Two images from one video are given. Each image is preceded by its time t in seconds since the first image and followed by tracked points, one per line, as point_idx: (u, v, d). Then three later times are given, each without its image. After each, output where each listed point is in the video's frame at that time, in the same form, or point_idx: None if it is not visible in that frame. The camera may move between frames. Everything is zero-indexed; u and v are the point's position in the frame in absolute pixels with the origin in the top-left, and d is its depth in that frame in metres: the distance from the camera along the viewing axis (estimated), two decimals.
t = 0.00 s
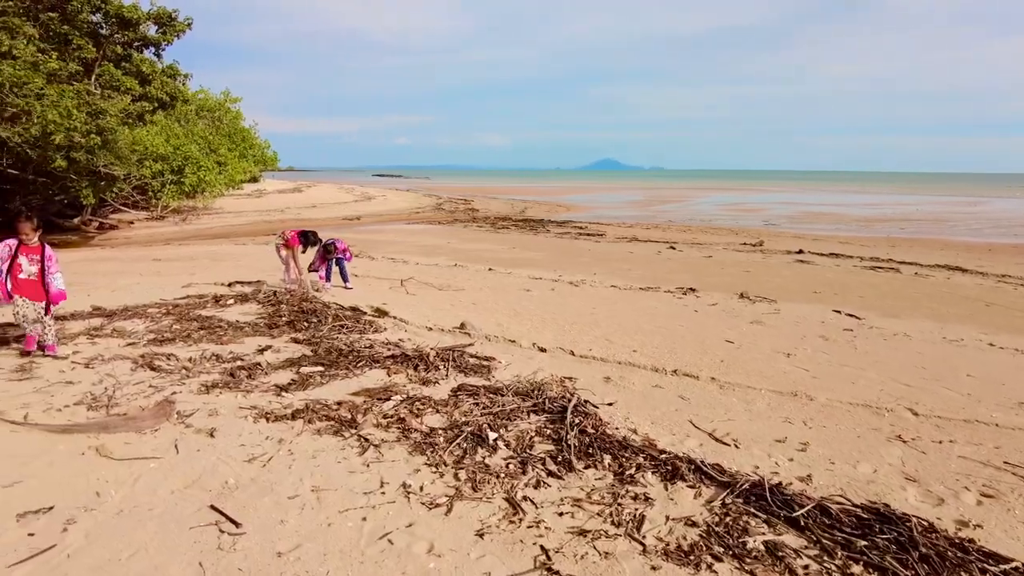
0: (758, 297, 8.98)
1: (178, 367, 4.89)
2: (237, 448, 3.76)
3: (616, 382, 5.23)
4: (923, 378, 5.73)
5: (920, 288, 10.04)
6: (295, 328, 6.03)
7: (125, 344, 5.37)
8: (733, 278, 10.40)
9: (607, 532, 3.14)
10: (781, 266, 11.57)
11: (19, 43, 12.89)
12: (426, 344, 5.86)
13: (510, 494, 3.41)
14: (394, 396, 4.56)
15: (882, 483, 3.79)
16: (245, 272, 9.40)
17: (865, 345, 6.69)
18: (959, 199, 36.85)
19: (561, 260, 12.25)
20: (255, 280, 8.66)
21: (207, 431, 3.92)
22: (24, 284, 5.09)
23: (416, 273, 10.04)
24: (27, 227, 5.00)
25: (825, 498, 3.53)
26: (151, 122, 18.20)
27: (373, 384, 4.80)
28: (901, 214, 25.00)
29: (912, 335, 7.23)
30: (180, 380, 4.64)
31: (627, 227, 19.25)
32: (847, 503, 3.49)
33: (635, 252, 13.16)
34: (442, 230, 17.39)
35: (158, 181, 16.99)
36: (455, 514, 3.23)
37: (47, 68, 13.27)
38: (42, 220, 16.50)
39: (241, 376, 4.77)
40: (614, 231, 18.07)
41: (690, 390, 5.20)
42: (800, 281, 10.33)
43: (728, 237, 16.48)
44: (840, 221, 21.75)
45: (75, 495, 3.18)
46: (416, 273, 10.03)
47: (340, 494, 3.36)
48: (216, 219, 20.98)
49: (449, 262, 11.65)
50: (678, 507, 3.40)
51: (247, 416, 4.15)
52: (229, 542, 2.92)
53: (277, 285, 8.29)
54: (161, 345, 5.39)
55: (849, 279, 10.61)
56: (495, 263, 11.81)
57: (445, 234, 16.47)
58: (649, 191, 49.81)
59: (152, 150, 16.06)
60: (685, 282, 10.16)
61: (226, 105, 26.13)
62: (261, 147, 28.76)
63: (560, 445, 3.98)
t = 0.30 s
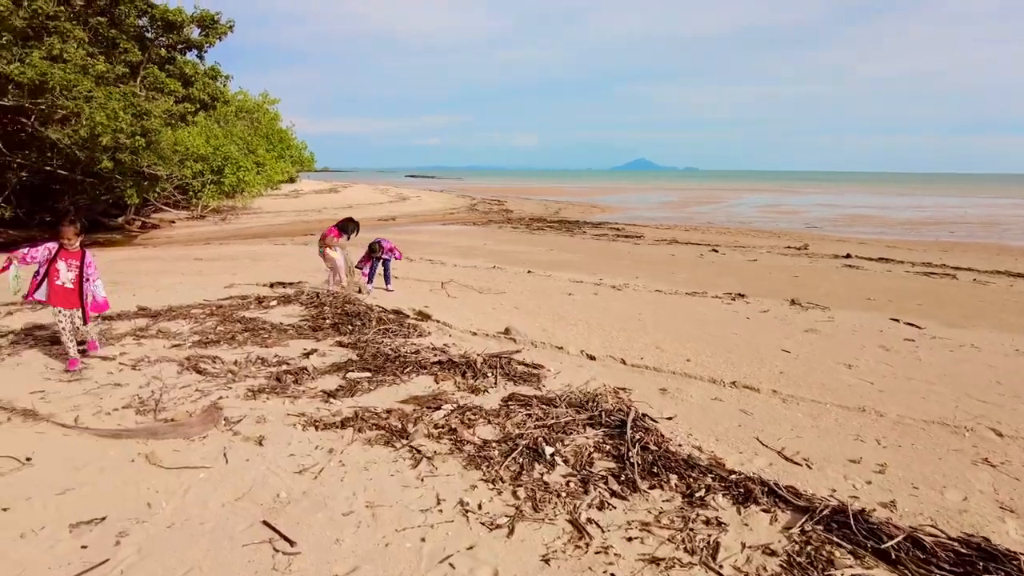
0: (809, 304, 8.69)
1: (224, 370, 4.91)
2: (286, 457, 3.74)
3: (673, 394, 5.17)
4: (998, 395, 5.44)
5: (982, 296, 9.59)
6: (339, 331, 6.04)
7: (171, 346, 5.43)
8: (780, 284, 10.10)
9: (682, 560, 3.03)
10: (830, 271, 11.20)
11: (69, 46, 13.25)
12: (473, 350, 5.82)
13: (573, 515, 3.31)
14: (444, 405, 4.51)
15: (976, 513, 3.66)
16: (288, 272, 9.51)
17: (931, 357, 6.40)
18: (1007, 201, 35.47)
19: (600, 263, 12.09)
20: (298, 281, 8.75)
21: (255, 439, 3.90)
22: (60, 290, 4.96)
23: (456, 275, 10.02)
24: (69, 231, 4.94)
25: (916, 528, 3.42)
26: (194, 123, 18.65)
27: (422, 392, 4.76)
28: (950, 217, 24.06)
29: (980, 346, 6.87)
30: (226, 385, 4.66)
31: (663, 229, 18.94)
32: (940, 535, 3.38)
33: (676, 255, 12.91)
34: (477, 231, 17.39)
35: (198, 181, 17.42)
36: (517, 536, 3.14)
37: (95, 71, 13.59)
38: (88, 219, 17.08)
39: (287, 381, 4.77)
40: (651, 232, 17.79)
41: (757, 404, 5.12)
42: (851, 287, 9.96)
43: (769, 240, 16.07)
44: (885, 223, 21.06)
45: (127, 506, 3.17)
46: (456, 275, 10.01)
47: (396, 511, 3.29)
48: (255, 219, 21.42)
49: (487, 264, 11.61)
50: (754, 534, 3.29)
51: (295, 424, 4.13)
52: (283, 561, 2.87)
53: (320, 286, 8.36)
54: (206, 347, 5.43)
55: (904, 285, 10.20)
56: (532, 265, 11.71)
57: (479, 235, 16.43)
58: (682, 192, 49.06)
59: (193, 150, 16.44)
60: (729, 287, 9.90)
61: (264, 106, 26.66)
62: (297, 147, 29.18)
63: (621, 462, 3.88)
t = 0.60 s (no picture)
0: (865, 314, 8.37)
1: (274, 375, 4.98)
2: (341, 468, 3.76)
3: (733, 409, 5.05)
4: None
5: None
6: (386, 336, 6.09)
7: (222, 349, 5.54)
8: (832, 292, 9.76)
9: None
10: (884, 279, 10.78)
11: (124, 53, 13.75)
12: (523, 358, 5.80)
13: (639, 538, 3.22)
14: (497, 416, 4.48)
15: None
16: (333, 276, 9.65)
17: (1004, 373, 6.08)
18: None
19: (643, 268, 11.91)
20: (343, 285, 8.87)
21: (308, 448, 3.94)
22: (108, 299, 4.77)
23: (499, 279, 10.01)
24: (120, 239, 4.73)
25: (1014, 564, 3.23)
26: (240, 127, 19.18)
27: (474, 401, 4.75)
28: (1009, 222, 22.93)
29: None
30: (276, 390, 4.72)
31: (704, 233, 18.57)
32: None
33: (721, 261, 12.61)
34: (515, 235, 17.37)
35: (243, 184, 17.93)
36: (582, 559, 3.06)
37: (148, 78, 14.02)
38: (139, 220, 17.74)
39: (339, 388, 4.81)
40: (694, 237, 17.46)
41: (824, 422, 4.96)
42: (909, 296, 9.55)
43: (817, 246, 15.58)
44: (937, 229, 20.22)
45: (184, 516, 3.20)
46: (498, 280, 10.00)
47: (455, 528, 3.26)
48: (297, 221, 21.91)
49: (529, 268, 11.56)
50: (833, 563, 3.16)
51: (348, 433, 4.16)
52: None
53: (365, 290, 8.46)
54: (255, 351, 5.52)
55: (966, 294, 9.73)
56: (574, 270, 11.60)
57: (517, 239, 16.39)
58: (720, 196, 48.17)
59: (238, 153, 16.93)
60: (778, 295, 9.61)
61: (306, 110, 27.25)
62: (337, 150, 29.72)
63: (686, 482, 3.78)
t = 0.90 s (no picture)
0: (913, 324, 8.09)
1: (316, 382, 5.01)
2: (388, 479, 3.74)
3: (787, 423, 4.91)
4: None
5: None
6: (425, 343, 6.08)
7: (263, 354, 5.60)
8: (877, 300, 9.47)
9: None
10: (930, 287, 10.42)
11: (164, 61, 14.14)
12: (564, 367, 5.74)
13: (702, 560, 3.13)
14: (544, 428, 4.42)
15: None
16: (368, 280, 9.73)
17: None
18: None
19: (678, 274, 11.74)
20: (379, 290, 8.93)
21: (355, 458, 3.94)
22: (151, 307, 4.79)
23: (533, 285, 9.97)
24: (159, 239, 4.67)
25: None
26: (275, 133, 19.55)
27: (518, 411, 4.71)
28: None
29: None
30: (320, 398, 4.74)
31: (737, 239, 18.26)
32: None
33: (759, 268, 12.37)
34: (544, 240, 17.31)
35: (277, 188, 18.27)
36: None
37: (187, 84, 14.37)
38: (175, 224, 18.21)
39: (381, 396, 4.81)
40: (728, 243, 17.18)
41: (882, 437, 4.78)
42: (959, 305, 9.21)
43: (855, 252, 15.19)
44: (981, 235, 19.52)
45: (234, 528, 3.20)
46: (533, 286, 9.96)
47: (510, 545, 3.20)
48: (329, 226, 22.23)
49: (562, 274, 11.50)
50: None
51: (394, 442, 4.15)
52: None
53: (401, 296, 8.50)
54: (296, 357, 5.57)
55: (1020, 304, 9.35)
56: (607, 276, 11.49)
57: (548, 244, 16.33)
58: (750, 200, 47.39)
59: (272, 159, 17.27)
60: (820, 303, 9.36)
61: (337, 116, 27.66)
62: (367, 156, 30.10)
63: (745, 500, 3.67)
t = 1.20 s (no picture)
0: (947, 333, 7.93)
1: (348, 389, 4.99)
2: (428, 490, 3.71)
3: (829, 435, 4.81)
4: None
5: None
6: (455, 350, 6.06)
7: (292, 360, 5.60)
8: (907, 308, 9.31)
9: None
10: (961, 295, 10.22)
11: (189, 66, 14.31)
12: (597, 376, 5.68)
13: None
14: (582, 439, 4.37)
15: None
16: (391, 285, 9.73)
17: None
18: None
19: (701, 281, 11.63)
20: (403, 295, 8.92)
21: (392, 468, 3.91)
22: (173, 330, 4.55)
23: (557, 291, 9.92)
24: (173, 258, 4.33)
25: None
26: (295, 138, 19.71)
27: (553, 421, 4.66)
28: None
29: None
30: (352, 405, 4.72)
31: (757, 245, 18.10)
32: None
33: (783, 274, 12.22)
34: (563, 245, 17.26)
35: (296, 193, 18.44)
36: None
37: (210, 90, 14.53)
38: (196, 228, 18.46)
39: (414, 404, 4.79)
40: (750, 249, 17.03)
41: (926, 451, 4.66)
42: (992, 314, 9.03)
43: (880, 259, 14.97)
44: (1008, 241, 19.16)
45: (274, 541, 3.17)
46: (556, 292, 9.91)
47: (558, 560, 3.15)
48: (347, 230, 22.36)
49: (584, 280, 11.44)
50: None
51: (430, 452, 4.12)
52: None
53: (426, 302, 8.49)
54: (326, 363, 5.56)
55: None
56: (629, 283, 11.42)
57: (566, 249, 16.28)
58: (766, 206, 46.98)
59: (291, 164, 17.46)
60: (848, 311, 9.22)
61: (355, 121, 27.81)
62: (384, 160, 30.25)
63: (795, 517, 3.59)
